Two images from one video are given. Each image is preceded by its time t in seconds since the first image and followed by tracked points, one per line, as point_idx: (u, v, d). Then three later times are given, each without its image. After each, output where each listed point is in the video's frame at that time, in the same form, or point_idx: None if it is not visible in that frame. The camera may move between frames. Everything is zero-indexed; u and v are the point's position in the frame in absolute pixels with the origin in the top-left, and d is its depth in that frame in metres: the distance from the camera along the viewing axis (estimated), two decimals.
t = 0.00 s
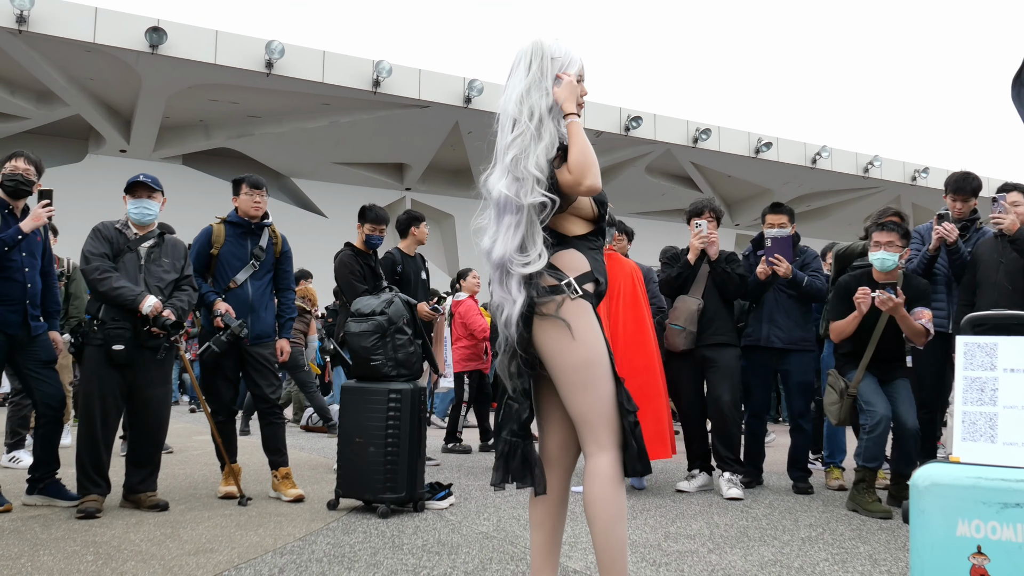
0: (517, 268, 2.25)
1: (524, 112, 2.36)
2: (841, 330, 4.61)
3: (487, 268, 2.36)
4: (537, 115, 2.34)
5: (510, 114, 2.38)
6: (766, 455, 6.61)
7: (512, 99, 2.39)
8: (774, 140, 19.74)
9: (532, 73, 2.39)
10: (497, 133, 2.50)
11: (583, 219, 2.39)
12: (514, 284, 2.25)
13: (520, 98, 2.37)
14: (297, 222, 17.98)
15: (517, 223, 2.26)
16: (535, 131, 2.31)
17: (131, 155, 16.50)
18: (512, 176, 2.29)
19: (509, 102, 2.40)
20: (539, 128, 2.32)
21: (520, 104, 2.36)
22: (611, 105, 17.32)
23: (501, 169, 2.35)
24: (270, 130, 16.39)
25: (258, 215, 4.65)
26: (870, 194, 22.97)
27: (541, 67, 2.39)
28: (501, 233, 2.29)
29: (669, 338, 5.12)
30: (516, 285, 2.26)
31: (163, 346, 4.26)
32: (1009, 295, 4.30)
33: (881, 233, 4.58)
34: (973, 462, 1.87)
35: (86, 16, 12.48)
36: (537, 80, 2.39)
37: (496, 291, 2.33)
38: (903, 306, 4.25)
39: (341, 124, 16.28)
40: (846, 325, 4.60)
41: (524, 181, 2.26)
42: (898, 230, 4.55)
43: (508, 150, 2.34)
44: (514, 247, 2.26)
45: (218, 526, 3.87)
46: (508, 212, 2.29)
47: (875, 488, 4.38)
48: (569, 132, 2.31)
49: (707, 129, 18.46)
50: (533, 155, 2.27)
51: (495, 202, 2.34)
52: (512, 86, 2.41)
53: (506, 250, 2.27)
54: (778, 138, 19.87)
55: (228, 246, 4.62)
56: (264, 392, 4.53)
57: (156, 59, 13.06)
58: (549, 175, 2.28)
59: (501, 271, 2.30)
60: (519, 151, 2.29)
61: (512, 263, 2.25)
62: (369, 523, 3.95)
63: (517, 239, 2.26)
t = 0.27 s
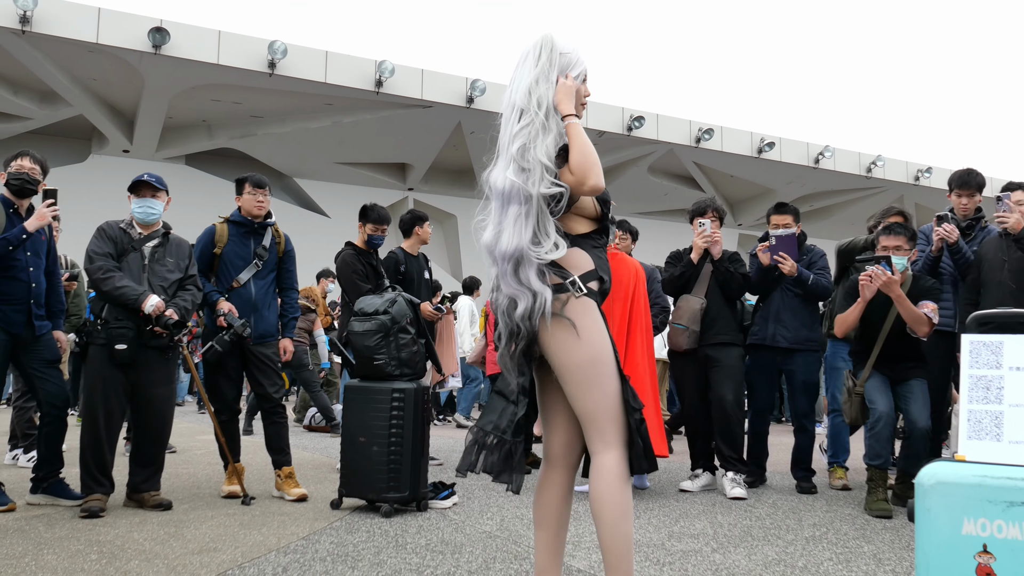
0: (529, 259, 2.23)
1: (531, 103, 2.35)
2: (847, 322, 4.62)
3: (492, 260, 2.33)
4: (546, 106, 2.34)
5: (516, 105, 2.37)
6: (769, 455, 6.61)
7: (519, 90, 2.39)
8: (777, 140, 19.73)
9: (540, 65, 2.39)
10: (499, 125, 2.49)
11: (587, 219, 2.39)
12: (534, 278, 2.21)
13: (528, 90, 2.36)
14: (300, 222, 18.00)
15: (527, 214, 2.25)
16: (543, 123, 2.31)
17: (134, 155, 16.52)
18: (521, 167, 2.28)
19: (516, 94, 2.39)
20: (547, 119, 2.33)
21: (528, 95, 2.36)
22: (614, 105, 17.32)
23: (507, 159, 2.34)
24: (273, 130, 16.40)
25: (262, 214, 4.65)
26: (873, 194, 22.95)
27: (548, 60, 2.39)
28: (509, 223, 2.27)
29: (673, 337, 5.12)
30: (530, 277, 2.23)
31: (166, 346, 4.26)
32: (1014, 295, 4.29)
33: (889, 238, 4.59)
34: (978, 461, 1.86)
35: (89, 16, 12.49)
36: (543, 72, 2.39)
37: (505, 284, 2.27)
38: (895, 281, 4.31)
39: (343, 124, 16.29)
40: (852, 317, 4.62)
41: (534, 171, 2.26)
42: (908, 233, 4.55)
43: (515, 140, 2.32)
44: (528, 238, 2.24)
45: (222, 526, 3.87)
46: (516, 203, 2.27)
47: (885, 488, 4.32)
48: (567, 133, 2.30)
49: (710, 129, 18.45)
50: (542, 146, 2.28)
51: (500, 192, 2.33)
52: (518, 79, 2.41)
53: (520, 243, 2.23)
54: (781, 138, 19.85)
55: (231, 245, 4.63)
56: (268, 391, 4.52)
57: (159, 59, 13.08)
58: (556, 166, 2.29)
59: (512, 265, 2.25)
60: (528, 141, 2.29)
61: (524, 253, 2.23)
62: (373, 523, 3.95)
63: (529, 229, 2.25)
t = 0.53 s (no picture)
0: (527, 254, 2.24)
1: (535, 100, 2.36)
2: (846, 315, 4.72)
3: (493, 255, 2.35)
4: (549, 102, 2.34)
5: (520, 102, 2.37)
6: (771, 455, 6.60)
7: (522, 87, 2.39)
8: (779, 140, 19.72)
9: (544, 61, 2.39)
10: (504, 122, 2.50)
11: (589, 218, 2.38)
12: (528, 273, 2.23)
13: (531, 86, 2.37)
14: (302, 222, 18.02)
15: (526, 210, 2.26)
16: (545, 119, 2.32)
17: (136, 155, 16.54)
18: (522, 162, 2.29)
19: (519, 90, 2.40)
20: (550, 115, 2.32)
21: (531, 91, 2.36)
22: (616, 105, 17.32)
23: (509, 155, 2.35)
24: (276, 130, 16.42)
25: (264, 214, 4.65)
26: (875, 194, 22.93)
27: (552, 57, 2.39)
28: (509, 220, 2.28)
29: (675, 337, 5.12)
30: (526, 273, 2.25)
31: (169, 345, 4.27)
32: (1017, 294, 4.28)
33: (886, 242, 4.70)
34: (982, 459, 1.86)
35: (91, 17, 12.51)
36: (547, 69, 2.39)
37: (504, 280, 2.29)
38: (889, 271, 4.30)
39: (346, 124, 16.31)
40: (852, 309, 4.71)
41: (534, 166, 2.27)
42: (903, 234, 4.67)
43: (517, 136, 2.33)
44: (525, 234, 2.25)
45: (224, 525, 3.87)
46: (517, 199, 2.28)
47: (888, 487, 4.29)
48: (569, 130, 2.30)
49: (712, 129, 18.44)
50: (543, 142, 2.28)
51: (502, 187, 2.33)
52: (522, 75, 2.41)
53: (516, 237, 2.25)
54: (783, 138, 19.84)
55: (233, 245, 4.63)
56: (270, 391, 4.52)
57: (161, 60, 13.10)
58: (557, 161, 2.29)
59: (511, 259, 2.27)
60: (529, 137, 2.30)
61: (521, 248, 2.24)
62: (375, 522, 3.95)
63: (527, 225, 2.25)
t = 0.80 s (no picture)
0: (532, 248, 2.24)
1: (536, 96, 2.36)
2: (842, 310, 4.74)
3: (497, 252, 2.34)
4: (551, 98, 2.34)
5: (521, 99, 2.37)
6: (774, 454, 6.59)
7: (523, 84, 2.39)
8: (782, 140, 19.71)
9: (543, 58, 2.39)
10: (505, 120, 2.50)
11: (593, 214, 2.38)
12: (530, 266, 2.23)
13: (532, 83, 2.37)
14: (304, 222, 18.04)
15: (531, 204, 2.26)
16: (548, 114, 2.32)
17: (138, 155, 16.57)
18: (525, 158, 2.29)
19: (520, 87, 2.40)
20: (551, 110, 2.33)
21: (532, 87, 2.36)
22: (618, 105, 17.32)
23: (513, 151, 2.35)
24: (278, 130, 16.44)
25: (265, 213, 4.65)
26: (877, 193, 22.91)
27: (552, 53, 2.39)
28: (514, 216, 2.28)
29: (677, 336, 5.12)
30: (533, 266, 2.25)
31: (172, 345, 4.27)
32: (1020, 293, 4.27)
33: (881, 242, 4.69)
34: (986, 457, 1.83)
35: (93, 17, 12.53)
36: (547, 65, 2.39)
37: (509, 273, 2.29)
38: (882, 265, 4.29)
39: (348, 124, 16.33)
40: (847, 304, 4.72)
41: (539, 161, 2.27)
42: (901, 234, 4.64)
43: (519, 132, 2.33)
44: (529, 227, 2.26)
45: (226, 524, 3.87)
46: (522, 194, 2.28)
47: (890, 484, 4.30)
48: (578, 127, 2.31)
49: (714, 129, 18.43)
50: (547, 137, 2.28)
51: (506, 184, 2.33)
52: (522, 72, 2.41)
53: (521, 231, 2.25)
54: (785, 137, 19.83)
55: (235, 244, 4.63)
56: (272, 389, 4.52)
57: (163, 60, 13.12)
58: (561, 156, 2.30)
59: (516, 252, 2.27)
60: (531, 133, 2.30)
61: (526, 242, 2.24)
62: (377, 521, 3.95)
63: (531, 219, 2.25)
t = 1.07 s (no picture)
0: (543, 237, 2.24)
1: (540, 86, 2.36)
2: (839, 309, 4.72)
3: (505, 245, 2.33)
4: (555, 87, 2.34)
5: (524, 90, 2.37)
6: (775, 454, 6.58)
7: (526, 75, 2.39)
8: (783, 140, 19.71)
9: (545, 51, 2.40)
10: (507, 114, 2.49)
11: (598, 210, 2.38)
12: (545, 255, 2.23)
13: (535, 73, 2.37)
14: (305, 222, 18.05)
15: (539, 192, 2.26)
16: (554, 103, 2.32)
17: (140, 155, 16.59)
18: (532, 146, 2.29)
19: (523, 79, 2.40)
20: (556, 98, 2.33)
21: (535, 78, 2.36)
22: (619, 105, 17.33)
23: (518, 142, 2.34)
24: (279, 130, 16.47)
25: (265, 210, 4.65)
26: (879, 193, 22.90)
27: (553, 46, 2.40)
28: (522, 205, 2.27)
29: (678, 334, 5.11)
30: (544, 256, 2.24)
31: (173, 343, 4.27)
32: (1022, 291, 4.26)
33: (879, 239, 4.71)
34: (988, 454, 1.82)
35: (96, 17, 12.56)
36: (549, 57, 2.39)
37: (519, 265, 2.26)
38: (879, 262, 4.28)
39: (349, 123, 16.35)
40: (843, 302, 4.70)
41: (545, 148, 2.27)
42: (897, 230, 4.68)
43: (524, 122, 2.33)
44: (539, 216, 2.25)
45: (226, 522, 3.86)
46: (530, 184, 2.27)
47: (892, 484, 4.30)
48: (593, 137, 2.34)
49: (716, 128, 18.43)
50: (553, 126, 2.29)
51: (512, 174, 2.32)
52: (524, 65, 2.41)
53: (531, 220, 2.24)
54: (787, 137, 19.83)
55: (235, 242, 4.64)
56: (273, 387, 4.53)
57: (166, 60, 13.15)
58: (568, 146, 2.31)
59: (528, 241, 2.25)
60: (537, 123, 2.30)
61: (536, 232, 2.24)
62: (377, 519, 3.94)
63: (540, 207, 2.25)
